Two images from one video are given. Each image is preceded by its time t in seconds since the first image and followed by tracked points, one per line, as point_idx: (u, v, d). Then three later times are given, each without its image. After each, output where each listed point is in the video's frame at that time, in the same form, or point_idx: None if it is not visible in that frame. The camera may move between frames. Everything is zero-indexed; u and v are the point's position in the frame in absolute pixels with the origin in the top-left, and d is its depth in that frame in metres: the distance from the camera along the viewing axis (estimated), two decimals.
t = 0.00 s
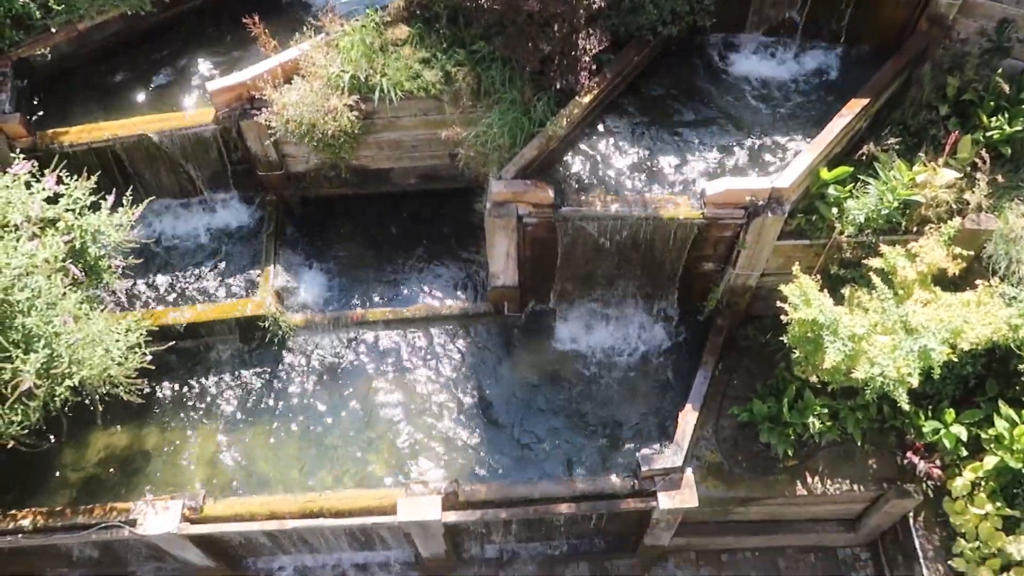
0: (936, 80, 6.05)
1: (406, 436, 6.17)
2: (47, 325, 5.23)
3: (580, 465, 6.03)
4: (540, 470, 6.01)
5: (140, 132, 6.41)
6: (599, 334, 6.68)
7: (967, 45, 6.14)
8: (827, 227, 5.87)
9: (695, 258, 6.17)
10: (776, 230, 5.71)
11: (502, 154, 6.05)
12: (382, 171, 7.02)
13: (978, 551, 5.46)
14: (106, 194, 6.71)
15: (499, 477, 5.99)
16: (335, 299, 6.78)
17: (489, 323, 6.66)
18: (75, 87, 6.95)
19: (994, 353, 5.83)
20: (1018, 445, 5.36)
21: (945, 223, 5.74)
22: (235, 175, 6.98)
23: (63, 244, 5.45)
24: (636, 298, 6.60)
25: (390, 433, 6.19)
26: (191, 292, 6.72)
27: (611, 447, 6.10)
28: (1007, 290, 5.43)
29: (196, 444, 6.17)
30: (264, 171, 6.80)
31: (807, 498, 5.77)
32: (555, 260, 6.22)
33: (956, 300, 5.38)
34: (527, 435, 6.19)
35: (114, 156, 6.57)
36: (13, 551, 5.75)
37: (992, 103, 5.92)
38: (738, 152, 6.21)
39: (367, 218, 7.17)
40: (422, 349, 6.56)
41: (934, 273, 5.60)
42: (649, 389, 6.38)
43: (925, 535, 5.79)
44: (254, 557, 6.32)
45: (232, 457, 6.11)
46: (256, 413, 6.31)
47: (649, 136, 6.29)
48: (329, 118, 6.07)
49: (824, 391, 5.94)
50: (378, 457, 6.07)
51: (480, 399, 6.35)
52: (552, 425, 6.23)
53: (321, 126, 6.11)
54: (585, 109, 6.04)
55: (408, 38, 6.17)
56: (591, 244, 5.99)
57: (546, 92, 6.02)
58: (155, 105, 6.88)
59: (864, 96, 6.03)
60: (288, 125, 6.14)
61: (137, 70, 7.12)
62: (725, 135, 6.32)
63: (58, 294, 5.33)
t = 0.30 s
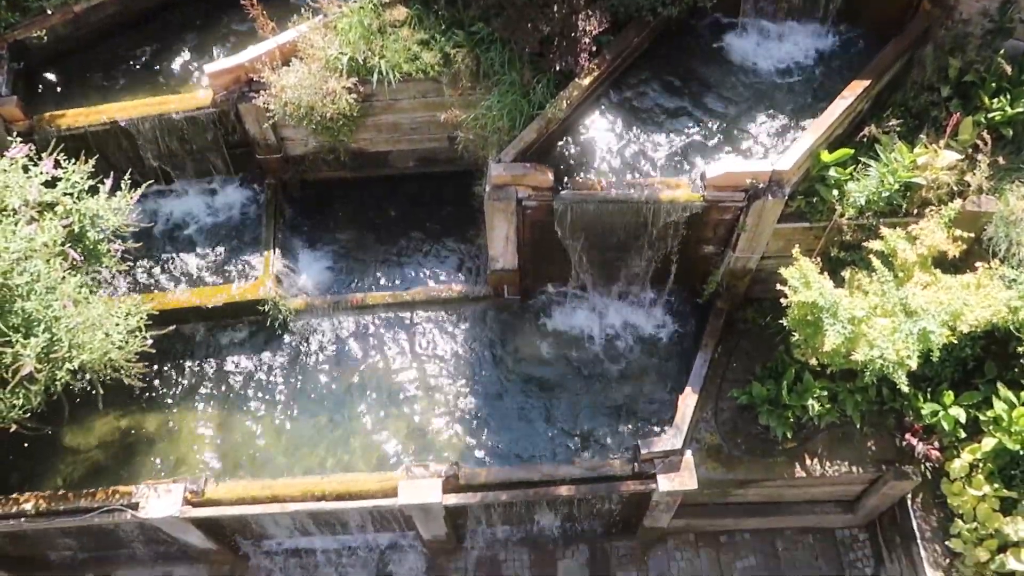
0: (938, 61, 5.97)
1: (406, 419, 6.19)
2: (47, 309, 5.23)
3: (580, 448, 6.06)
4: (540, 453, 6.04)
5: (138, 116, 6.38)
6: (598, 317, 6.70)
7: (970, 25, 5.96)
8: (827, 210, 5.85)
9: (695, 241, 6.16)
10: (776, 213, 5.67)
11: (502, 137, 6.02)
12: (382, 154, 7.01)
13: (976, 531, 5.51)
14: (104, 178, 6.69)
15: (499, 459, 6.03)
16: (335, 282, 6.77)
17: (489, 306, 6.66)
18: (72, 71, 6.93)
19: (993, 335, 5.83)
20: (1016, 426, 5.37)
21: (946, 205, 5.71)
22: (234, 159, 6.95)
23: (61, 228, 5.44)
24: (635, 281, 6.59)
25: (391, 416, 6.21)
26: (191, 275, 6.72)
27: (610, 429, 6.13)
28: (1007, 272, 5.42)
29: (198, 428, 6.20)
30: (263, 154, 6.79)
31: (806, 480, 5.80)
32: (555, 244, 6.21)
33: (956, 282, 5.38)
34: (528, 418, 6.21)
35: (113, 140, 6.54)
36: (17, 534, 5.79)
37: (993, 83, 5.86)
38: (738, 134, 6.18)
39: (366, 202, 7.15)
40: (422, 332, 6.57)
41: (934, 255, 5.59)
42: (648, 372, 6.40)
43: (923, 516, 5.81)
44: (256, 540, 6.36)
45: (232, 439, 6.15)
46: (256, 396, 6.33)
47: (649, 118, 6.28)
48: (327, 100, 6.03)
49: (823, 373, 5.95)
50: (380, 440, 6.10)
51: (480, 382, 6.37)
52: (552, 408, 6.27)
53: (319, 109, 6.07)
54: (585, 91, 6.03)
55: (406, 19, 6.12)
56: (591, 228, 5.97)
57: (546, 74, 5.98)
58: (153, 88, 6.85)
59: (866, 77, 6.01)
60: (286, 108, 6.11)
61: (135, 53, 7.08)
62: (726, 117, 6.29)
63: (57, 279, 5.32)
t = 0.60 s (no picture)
0: (945, 40, 5.90)
1: (407, 399, 6.21)
2: (49, 288, 5.23)
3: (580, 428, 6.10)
4: (541, 432, 6.09)
5: (138, 94, 6.36)
6: (600, 297, 6.69)
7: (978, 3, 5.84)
8: (831, 190, 5.84)
9: (697, 221, 6.14)
10: (780, 193, 5.63)
11: (503, 116, 5.98)
12: (384, 134, 6.96)
13: (975, 511, 5.53)
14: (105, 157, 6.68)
15: (501, 438, 6.07)
16: (336, 262, 6.76)
17: (491, 286, 6.65)
18: (72, 50, 6.89)
19: (995, 316, 5.82)
20: (1017, 407, 5.39)
21: (950, 185, 5.69)
22: (234, 137, 6.93)
23: (63, 207, 5.43)
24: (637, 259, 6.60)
25: (393, 395, 6.24)
26: (193, 255, 6.73)
27: (611, 409, 6.17)
28: (1011, 253, 5.40)
29: (200, 407, 6.24)
30: (264, 133, 6.75)
31: (805, 459, 5.83)
32: (556, 224, 6.19)
33: (958, 263, 5.36)
34: (530, 398, 6.25)
35: (113, 118, 6.52)
36: (23, 511, 5.85)
37: (1000, 63, 5.80)
38: (742, 114, 6.15)
39: (368, 181, 7.13)
40: (424, 312, 6.58)
41: (937, 236, 5.57)
42: (650, 352, 6.42)
43: (922, 495, 5.85)
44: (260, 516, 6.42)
45: (234, 417, 6.19)
46: (259, 375, 6.36)
47: (652, 97, 6.23)
48: (328, 79, 5.99)
49: (824, 353, 5.94)
50: (382, 419, 6.13)
51: (482, 361, 6.39)
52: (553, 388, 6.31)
53: (320, 87, 6.05)
54: (588, 70, 5.96)
55: None
56: (592, 207, 5.97)
57: (548, 53, 5.93)
58: (154, 66, 6.82)
59: (872, 56, 5.91)
60: (288, 87, 6.08)
61: (136, 31, 7.04)
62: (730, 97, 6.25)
63: (59, 257, 5.32)
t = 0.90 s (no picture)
0: (955, 18, 5.81)
1: (409, 375, 6.23)
2: (52, 261, 5.23)
3: (580, 406, 6.14)
4: (541, 410, 6.12)
5: (140, 67, 6.31)
6: (602, 276, 6.68)
7: None
8: (836, 169, 5.82)
9: (701, 200, 6.11)
10: (784, 172, 5.61)
11: (507, 93, 5.92)
12: (387, 109, 6.92)
13: (972, 491, 5.60)
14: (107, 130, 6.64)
15: (501, 415, 6.10)
16: (339, 238, 6.76)
17: (493, 264, 6.64)
18: (72, 22, 6.83)
19: (998, 298, 5.81)
20: (1017, 389, 5.41)
21: (956, 166, 5.66)
22: (236, 112, 6.87)
23: (65, 180, 5.41)
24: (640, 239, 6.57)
25: (395, 371, 6.27)
26: (194, 231, 6.73)
27: (612, 387, 6.19)
28: (1015, 236, 5.37)
29: (203, 381, 6.27)
30: (266, 108, 6.70)
31: (805, 439, 5.85)
32: (559, 202, 6.18)
33: (962, 245, 5.34)
34: (531, 375, 6.27)
35: (114, 91, 6.48)
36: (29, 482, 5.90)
37: (1010, 42, 5.67)
38: (747, 93, 6.09)
39: (371, 157, 7.11)
40: (426, 289, 6.57)
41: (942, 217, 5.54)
42: (651, 331, 6.42)
43: (920, 475, 5.88)
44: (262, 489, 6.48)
45: (236, 391, 6.22)
46: (261, 350, 6.38)
47: (657, 75, 6.17)
48: (330, 53, 5.96)
49: (825, 334, 5.94)
50: (384, 394, 6.16)
51: (483, 338, 6.41)
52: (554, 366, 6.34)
53: (323, 62, 6.00)
54: (593, 46, 5.89)
55: None
56: (596, 184, 5.93)
57: (553, 28, 5.86)
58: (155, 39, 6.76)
59: (880, 34, 5.84)
60: (290, 61, 6.04)
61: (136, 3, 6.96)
62: (736, 75, 6.19)
63: (61, 231, 5.31)
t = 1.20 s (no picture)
0: None
1: (411, 353, 6.25)
2: (55, 236, 5.22)
3: (580, 384, 6.16)
4: (541, 388, 6.14)
5: (142, 41, 6.29)
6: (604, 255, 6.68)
7: None
8: (841, 151, 5.78)
9: (705, 181, 6.07)
10: (789, 153, 5.54)
11: (511, 70, 5.87)
12: (390, 86, 6.87)
13: (971, 474, 5.62)
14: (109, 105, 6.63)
15: (502, 393, 6.13)
16: (342, 215, 6.76)
17: (496, 243, 6.62)
18: None
19: (1001, 281, 5.79)
20: (1017, 372, 5.41)
21: (963, 147, 5.61)
22: (239, 87, 6.84)
23: (67, 154, 5.39)
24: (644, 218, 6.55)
25: (396, 349, 6.28)
26: (196, 206, 6.73)
27: (613, 368, 6.20)
28: (1020, 219, 5.33)
29: (205, 358, 6.29)
30: (269, 84, 6.65)
31: (805, 420, 5.86)
32: (562, 180, 6.15)
33: (967, 228, 5.31)
34: (531, 354, 6.30)
35: (116, 66, 6.46)
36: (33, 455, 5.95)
37: (1020, 23, 5.62)
38: (753, 73, 6.04)
39: (374, 135, 7.08)
40: (427, 266, 6.57)
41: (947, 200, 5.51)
42: (654, 311, 6.42)
43: (919, 457, 5.91)
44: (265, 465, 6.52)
45: (238, 367, 6.24)
46: (263, 327, 6.40)
47: (663, 53, 6.11)
48: (333, 28, 5.91)
49: (827, 316, 5.94)
50: (385, 372, 6.17)
51: (484, 317, 6.42)
52: (556, 345, 6.36)
53: (326, 37, 5.96)
54: (598, 24, 5.84)
55: None
56: (600, 163, 5.91)
57: (558, 4, 5.80)
58: (157, 13, 6.70)
59: (888, 13, 5.70)
60: (293, 36, 6.01)
61: None
62: (742, 55, 6.13)
63: (64, 206, 5.30)
